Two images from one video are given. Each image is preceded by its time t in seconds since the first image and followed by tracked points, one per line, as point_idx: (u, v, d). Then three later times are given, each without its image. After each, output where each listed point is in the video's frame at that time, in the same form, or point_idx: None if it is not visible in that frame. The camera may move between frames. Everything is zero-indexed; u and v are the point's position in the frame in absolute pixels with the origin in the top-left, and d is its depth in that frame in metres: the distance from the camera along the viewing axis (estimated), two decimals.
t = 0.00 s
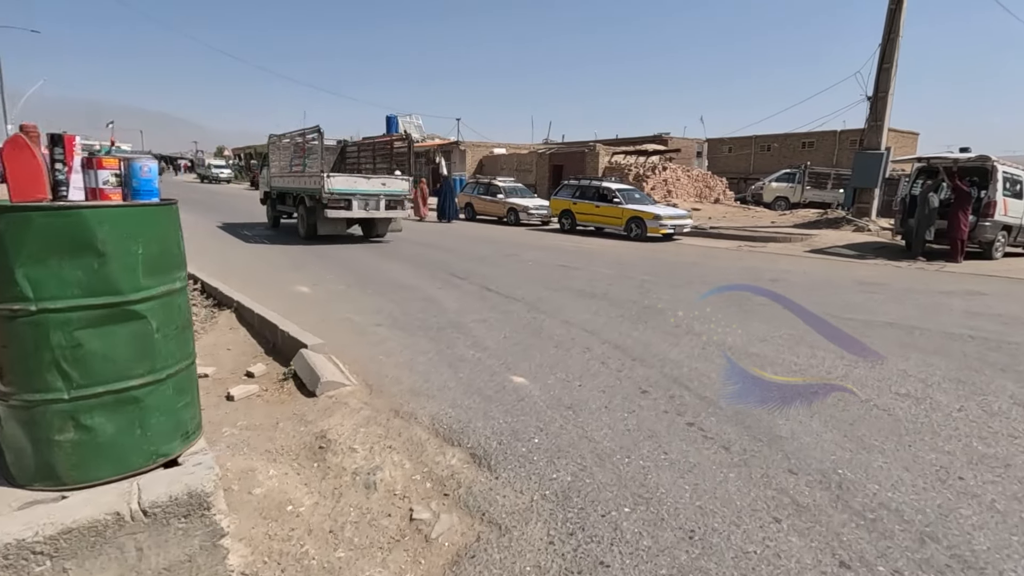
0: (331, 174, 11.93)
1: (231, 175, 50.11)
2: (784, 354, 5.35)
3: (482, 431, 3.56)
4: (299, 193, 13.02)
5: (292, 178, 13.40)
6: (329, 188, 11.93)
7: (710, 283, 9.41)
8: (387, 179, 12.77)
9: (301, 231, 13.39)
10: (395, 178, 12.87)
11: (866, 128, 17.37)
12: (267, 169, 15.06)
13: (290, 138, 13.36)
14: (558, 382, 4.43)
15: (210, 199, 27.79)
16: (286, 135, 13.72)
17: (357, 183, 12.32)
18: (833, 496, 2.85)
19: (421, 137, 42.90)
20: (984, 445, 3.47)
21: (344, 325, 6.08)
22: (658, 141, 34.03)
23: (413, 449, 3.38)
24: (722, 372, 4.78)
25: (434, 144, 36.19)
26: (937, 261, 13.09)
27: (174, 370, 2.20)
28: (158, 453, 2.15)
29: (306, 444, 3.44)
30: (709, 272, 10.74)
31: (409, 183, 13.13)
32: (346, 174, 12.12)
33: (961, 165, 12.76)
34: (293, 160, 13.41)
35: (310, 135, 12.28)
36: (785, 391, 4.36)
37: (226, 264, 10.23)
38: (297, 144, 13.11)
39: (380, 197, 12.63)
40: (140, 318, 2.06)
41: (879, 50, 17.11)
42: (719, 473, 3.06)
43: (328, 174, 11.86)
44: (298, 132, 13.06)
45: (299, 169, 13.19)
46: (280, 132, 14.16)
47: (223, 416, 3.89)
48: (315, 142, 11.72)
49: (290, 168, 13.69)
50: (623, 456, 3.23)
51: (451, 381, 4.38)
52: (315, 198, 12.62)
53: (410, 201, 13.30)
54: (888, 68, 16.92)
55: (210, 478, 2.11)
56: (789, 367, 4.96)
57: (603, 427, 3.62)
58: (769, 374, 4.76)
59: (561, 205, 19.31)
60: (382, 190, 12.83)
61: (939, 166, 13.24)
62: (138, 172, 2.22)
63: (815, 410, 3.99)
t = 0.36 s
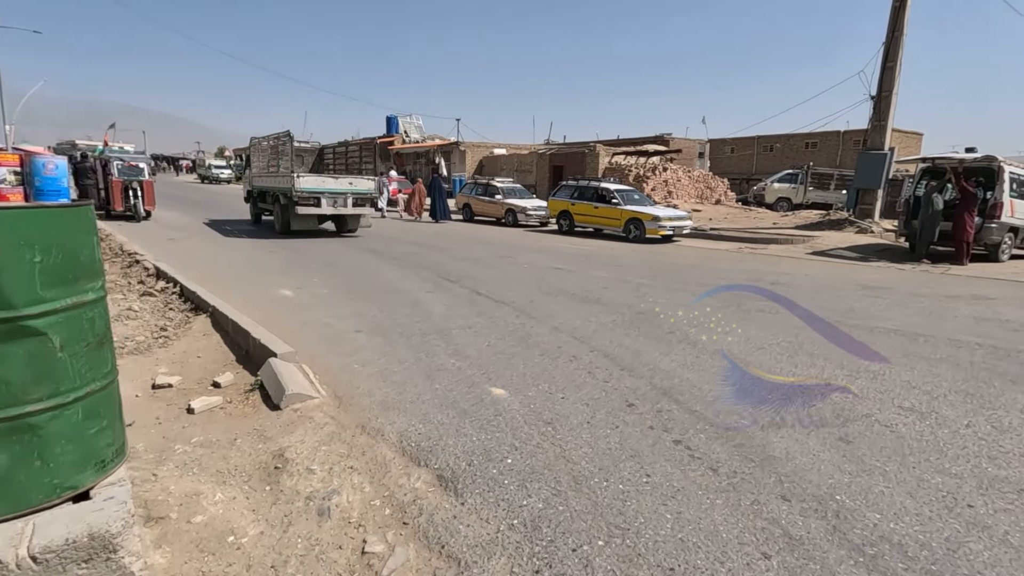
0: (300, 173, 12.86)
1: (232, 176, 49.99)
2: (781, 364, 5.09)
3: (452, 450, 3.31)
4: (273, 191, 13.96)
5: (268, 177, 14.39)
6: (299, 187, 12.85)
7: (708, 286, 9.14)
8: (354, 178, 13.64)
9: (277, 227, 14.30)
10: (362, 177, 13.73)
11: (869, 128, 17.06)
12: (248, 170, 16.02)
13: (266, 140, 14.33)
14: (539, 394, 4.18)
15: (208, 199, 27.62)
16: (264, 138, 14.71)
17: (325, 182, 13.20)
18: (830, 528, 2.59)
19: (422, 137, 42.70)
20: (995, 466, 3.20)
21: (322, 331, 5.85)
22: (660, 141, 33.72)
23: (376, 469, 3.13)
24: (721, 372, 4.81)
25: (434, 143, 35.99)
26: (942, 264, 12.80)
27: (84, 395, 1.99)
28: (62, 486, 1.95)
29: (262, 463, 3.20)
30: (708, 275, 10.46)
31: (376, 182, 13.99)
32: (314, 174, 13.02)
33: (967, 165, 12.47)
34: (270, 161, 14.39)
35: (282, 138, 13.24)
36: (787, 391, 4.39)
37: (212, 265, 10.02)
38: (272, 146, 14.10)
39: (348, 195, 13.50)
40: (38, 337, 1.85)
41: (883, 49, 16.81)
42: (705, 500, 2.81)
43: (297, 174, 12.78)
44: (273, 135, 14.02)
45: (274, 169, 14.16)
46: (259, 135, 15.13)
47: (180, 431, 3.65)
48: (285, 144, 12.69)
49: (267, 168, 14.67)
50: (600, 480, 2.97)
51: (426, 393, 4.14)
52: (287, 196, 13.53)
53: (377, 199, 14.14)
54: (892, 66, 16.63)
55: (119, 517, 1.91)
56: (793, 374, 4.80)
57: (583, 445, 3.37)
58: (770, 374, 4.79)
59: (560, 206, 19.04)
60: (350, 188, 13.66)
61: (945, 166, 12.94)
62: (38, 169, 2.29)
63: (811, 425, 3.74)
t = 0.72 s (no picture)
0: (253, 174, 13.97)
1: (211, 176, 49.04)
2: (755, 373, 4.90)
3: (398, 473, 3.05)
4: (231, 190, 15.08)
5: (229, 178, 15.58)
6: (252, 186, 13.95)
7: (686, 290, 8.98)
8: (305, 179, 14.77)
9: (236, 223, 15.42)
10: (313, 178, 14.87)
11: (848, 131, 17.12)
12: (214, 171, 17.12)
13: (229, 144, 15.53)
14: (502, 409, 3.94)
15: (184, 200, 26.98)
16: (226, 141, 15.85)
17: (277, 182, 14.34)
18: (799, 561, 2.39)
19: (405, 138, 42.33)
20: (975, 486, 3.02)
21: (279, 340, 5.55)
22: (643, 144, 33.74)
23: (312, 497, 2.86)
24: (719, 372, 4.90)
25: (417, 145, 35.68)
26: (920, 267, 12.82)
27: None
28: None
29: (187, 491, 2.92)
30: (688, 279, 10.31)
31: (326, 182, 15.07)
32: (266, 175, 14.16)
33: (943, 169, 12.49)
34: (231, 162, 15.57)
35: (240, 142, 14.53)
36: (784, 391, 4.47)
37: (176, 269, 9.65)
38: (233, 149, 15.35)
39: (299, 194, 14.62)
40: None
41: (861, 52, 16.88)
42: (666, 529, 2.59)
43: (251, 175, 13.91)
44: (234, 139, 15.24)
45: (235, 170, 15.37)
46: (222, 139, 16.24)
47: (105, 454, 3.35)
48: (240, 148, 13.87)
49: (229, 169, 15.84)
50: (555, 507, 2.74)
51: (379, 408, 3.87)
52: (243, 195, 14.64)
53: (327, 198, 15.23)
54: (870, 71, 16.71)
55: None
56: (794, 374, 4.87)
57: (541, 467, 3.14)
58: (770, 374, 4.86)
59: (541, 208, 18.86)
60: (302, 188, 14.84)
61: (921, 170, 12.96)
62: None
63: (783, 440, 3.56)
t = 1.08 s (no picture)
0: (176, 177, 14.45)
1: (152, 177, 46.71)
2: (701, 378, 4.86)
3: (319, 503, 2.79)
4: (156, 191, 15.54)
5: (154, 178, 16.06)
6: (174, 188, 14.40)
7: (637, 293, 8.97)
8: (228, 180, 15.28)
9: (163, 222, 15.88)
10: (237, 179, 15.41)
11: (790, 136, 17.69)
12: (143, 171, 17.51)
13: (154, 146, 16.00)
14: (440, 425, 3.73)
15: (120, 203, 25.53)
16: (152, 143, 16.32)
17: (200, 184, 14.83)
18: None
19: (357, 139, 41.38)
20: (911, 490, 3.01)
21: (205, 354, 5.16)
22: (598, 147, 34.11)
23: (219, 534, 2.58)
24: (721, 371, 5.05)
25: (370, 146, 34.98)
26: (858, 267, 13.34)
27: None
28: None
29: (74, 533, 2.58)
30: (639, 281, 10.35)
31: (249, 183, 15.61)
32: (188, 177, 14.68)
33: (878, 173, 13.04)
34: (156, 164, 16.00)
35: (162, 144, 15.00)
36: (784, 390, 4.58)
37: (100, 277, 9.00)
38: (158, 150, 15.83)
39: (222, 195, 15.15)
40: None
41: (802, 60, 17.49)
42: (603, 552, 2.45)
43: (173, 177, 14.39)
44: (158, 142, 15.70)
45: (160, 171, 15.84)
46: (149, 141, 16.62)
47: None
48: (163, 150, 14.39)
49: (155, 171, 16.26)
50: (487, 534, 2.56)
51: (306, 429, 3.60)
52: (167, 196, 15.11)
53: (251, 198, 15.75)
54: (810, 78, 17.34)
55: None
56: (796, 374, 4.96)
57: (476, 489, 2.95)
58: (771, 374, 4.98)
59: (495, 211, 18.69)
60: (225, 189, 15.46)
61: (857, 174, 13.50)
62: None
63: (726, 448, 3.50)
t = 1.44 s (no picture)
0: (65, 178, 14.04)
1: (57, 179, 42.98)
2: (633, 380, 4.87)
3: (219, 541, 2.53)
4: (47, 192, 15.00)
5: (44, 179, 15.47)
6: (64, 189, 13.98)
7: (573, 295, 9.00)
8: (124, 181, 14.92)
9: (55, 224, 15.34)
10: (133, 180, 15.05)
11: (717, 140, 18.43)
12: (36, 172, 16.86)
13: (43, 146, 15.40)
14: (363, 444, 3.51)
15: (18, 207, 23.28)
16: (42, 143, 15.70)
17: (92, 185, 14.43)
18: None
19: (288, 139, 39.75)
20: (828, 485, 3.09)
21: (102, 375, 4.68)
22: (535, 149, 34.39)
23: None
24: (721, 371, 5.13)
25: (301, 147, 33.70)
26: (781, 265, 14.04)
27: None
28: None
29: None
30: (575, 283, 10.42)
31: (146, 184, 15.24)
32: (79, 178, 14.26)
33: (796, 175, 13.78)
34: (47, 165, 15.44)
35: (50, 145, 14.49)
36: (786, 390, 4.65)
37: None
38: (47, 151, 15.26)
39: (117, 195, 14.77)
40: None
41: (725, 67, 18.28)
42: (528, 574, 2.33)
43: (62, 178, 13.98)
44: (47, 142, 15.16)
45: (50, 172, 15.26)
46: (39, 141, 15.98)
47: None
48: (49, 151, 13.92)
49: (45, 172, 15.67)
50: (406, 564, 2.38)
51: (211, 457, 3.28)
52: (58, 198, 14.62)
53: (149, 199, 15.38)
54: (733, 84, 18.15)
55: None
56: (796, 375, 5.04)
57: (397, 513, 2.76)
58: (772, 375, 5.04)
59: (432, 213, 18.39)
60: (120, 191, 15.04)
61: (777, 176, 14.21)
62: None
63: (653, 452, 3.49)
